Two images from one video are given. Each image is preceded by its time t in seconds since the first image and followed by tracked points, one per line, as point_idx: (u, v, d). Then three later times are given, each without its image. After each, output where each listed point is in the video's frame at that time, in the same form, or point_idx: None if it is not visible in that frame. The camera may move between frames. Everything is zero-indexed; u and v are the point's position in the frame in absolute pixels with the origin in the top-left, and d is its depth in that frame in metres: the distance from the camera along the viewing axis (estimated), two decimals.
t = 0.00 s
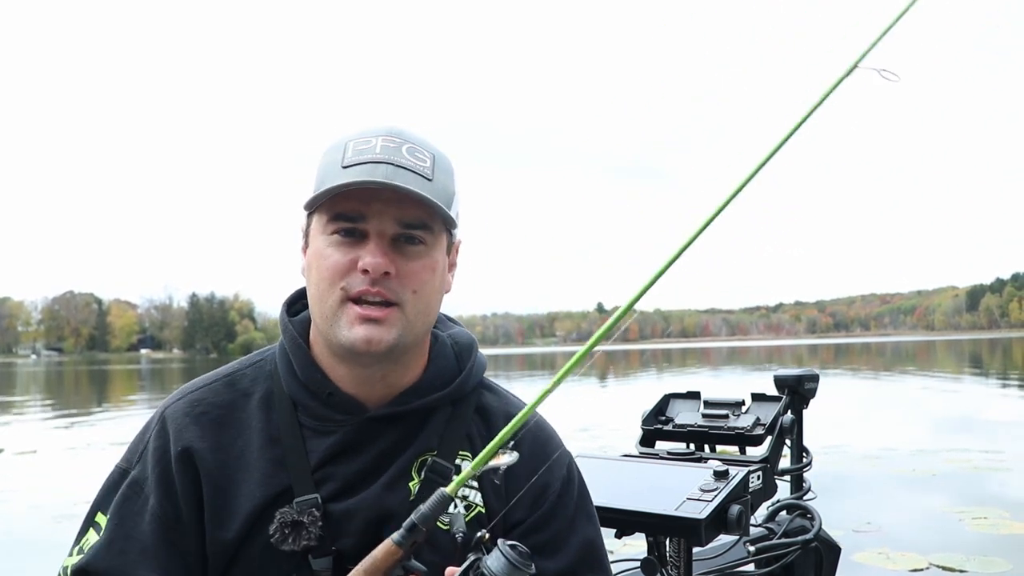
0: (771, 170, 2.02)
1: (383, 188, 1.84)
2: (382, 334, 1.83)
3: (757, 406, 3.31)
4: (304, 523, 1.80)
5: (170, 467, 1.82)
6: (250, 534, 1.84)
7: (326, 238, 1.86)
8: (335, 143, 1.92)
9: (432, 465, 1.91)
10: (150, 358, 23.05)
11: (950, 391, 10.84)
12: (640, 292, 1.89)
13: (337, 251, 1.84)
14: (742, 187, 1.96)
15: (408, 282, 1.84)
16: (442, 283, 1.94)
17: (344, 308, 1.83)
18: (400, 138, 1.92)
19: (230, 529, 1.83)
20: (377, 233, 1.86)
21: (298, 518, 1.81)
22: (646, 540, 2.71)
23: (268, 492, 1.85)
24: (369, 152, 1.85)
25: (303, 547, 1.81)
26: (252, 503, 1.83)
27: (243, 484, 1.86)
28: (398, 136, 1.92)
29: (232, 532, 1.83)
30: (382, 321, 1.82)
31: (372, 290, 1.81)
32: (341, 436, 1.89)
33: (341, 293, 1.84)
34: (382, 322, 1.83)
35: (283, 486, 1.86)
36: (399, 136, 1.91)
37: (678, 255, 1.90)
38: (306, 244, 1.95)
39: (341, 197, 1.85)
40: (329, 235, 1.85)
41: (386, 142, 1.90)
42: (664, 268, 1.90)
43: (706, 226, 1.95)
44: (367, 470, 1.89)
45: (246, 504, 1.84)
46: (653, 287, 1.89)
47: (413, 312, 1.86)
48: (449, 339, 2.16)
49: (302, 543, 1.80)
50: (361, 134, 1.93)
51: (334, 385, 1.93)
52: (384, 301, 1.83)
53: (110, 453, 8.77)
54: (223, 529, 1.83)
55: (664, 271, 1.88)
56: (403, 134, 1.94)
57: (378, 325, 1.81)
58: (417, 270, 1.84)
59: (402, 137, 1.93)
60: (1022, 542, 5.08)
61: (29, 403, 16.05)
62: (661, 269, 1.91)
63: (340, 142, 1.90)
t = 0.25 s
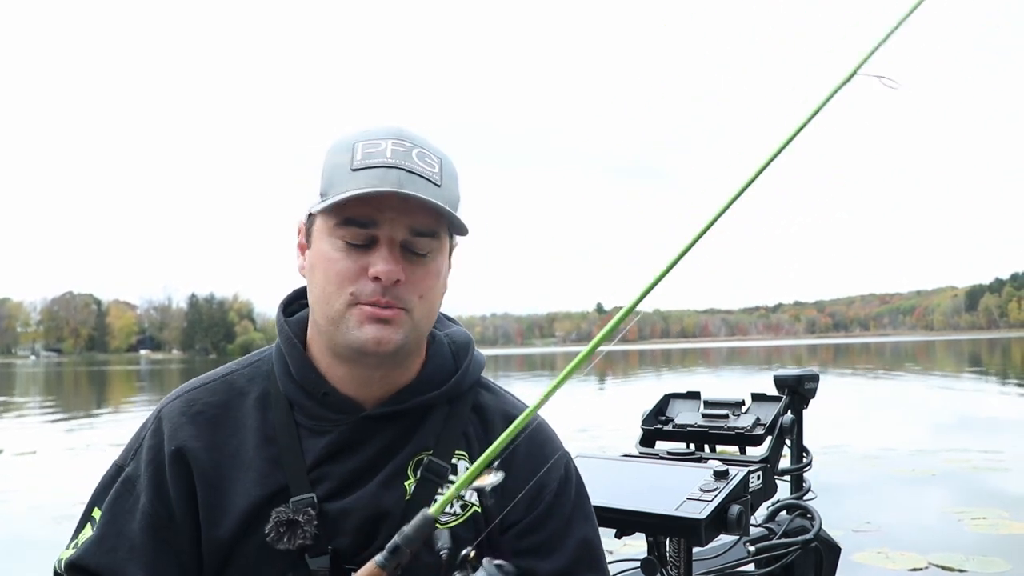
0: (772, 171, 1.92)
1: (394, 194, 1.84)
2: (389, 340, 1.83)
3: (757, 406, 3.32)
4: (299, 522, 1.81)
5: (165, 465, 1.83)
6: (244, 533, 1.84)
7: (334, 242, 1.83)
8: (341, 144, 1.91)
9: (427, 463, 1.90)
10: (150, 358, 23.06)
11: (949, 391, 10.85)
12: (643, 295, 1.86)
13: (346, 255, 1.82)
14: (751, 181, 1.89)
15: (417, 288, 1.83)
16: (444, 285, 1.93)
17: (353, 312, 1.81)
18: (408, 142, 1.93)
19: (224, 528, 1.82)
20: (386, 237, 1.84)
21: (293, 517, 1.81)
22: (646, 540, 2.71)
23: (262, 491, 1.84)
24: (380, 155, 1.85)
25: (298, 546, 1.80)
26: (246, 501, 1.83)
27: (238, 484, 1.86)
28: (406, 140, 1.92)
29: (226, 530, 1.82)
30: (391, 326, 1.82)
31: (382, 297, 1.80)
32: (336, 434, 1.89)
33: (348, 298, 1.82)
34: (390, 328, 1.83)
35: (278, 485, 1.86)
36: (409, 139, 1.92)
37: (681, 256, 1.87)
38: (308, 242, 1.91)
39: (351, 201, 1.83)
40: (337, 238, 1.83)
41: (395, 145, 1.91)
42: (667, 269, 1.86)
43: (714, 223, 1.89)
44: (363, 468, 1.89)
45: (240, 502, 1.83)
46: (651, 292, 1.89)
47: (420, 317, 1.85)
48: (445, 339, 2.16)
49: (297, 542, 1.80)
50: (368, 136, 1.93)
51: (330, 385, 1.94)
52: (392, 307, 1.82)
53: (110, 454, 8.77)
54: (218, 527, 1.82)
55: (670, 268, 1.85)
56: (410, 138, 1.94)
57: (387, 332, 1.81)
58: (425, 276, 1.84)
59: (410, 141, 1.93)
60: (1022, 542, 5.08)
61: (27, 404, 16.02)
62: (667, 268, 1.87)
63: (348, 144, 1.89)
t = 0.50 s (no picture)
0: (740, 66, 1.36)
1: (391, 197, 1.82)
2: (383, 343, 1.83)
3: (757, 406, 3.31)
4: (289, 517, 1.78)
5: (161, 466, 1.84)
6: (239, 531, 1.84)
7: (329, 243, 1.81)
8: (338, 147, 1.89)
9: (414, 456, 1.86)
10: (151, 359, 23.12)
11: (947, 391, 10.86)
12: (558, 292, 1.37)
13: (342, 257, 1.80)
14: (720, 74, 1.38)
15: (411, 292, 1.83)
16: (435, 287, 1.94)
17: (348, 314, 1.80)
18: (406, 146, 1.91)
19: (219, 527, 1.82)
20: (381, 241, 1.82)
21: (284, 512, 1.79)
22: (646, 540, 2.71)
23: (254, 488, 1.84)
24: (378, 159, 1.83)
25: (290, 541, 1.78)
26: (239, 499, 1.83)
27: (231, 482, 1.86)
28: (403, 144, 1.91)
29: (220, 529, 1.82)
30: (384, 330, 1.82)
31: (378, 301, 1.80)
32: (325, 430, 1.89)
33: (343, 299, 1.81)
34: (383, 330, 1.83)
35: (269, 482, 1.86)
36: (406, 142, 1.91)
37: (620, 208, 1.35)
38: (302, 240, 1.89)
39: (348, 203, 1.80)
40: (333, 240, 1.81)
41: (392, 149, 1.89)
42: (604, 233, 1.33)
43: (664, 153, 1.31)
44: (352, 463, 1.89)
45: (233, 501, 1.83)
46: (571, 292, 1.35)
47: (412, 320, 1.86)
48: (431, 336, 2.15)
49: (288, 537, 1.78)
50: (365, 139, 1.91)
51: (318, 381, 1.93)
52: (387, 310, 1.82)
53: (110, 456, 8.77)
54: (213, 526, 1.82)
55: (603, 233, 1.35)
56: (407, 142, 1.93)
57: (382, 336, 1.80)
58: (420, 280, 1.83)
59: (408, 145, 1.92)
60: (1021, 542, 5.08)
61: (26, 405, 16.02)
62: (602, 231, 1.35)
63: (345, 147, 1.88)
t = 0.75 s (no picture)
0: None
1: (368, 193, 1.83)
2: (363, 337, 1.84)
3: (757, 406, 3.31)
4: (285, 508, 1.78)
5: (159, 467, 1.84)
6: (236, 526, 1.83)
7: (311, 239, 1.84)
8: (316, 145, 1.90)
9: (405, 446, 1.86)
10: (150, 359, 23.11)
11: (946, 390, 10.87)
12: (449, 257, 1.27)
13: (323, 252, 1.82)
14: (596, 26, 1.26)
15: (390, 286, 1.84)
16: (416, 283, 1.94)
17: (329, 308, 1.82)
18: (384, 143, 1.91)
19: (217, 522, 1.82)
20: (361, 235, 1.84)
21: (279, 504, 1.78)
22: (646, 540, 2.71)
23: (250, 483, 1.84)
24: (355, 156, 1.84)
25: (286, 532, 1.78)
26: (235, 495, 1.83)
27: (227, 477, 1.86)
28: (381, 142, 1.91)
29: (219, 525, 1.82)
30: (364, 323, 1.83)
31: (359, 294, 1.81)
32: (315, 422, 1.89)
33: (324, 293, 1.82)
34: (364, 323, 1.84)
35: (263, 476, 1.85)
36: (384, 140, 1.91)
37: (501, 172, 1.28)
38: (286, 238, 1.91)
39: (326, 198, 1.82)
40: (314, 235, 1.83)
41: (370, 147, 1.89)
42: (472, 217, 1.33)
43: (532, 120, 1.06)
44: (344, 454, 1.88)
45: (229, 496, 1.83)
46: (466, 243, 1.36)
47: (393, 314, 1.87)
48: (417, 329, 2.12)
49: (284, 529, 1.78)
50: (343, 137, 1.91)
51: (307, 374, 1.93)
52: (368, 303, 1.83)
53: (109, 456, 8.76)
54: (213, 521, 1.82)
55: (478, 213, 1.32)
56: (386, 140, 1.93)
57: (362, 329, 1.81)
58: (400, 274, 1.85)
59: (387, 142, 1.92)
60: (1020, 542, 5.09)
61: (25, 405, 16.01)
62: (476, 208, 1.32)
63: (324, 145, 1.88)
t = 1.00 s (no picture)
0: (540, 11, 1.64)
1: (343, 190, 1.84)
2: (341, 332, 1.84)
3: (757, 406, 3.31)
4: (275, 501, 1.78)
5: (151, 463, 1.84)
6: (227, 520, 1.83)
7: (290, 237, 1.86)
8: (295, 146, 1.91)
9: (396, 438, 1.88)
10: (149, 357, 23.07)
11: (945, 390, 10.89)
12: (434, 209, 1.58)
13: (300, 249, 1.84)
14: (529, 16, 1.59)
15: (366, 280, 1.84)
16: (399, 277, 1.94)
17: (306, 304, 1.83)
18: (362, 143, 1.91)
19: (208, 516, 1.81)
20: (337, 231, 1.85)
21: (270, 496, 1.79)
22: (646, 540, 2.71)
23: (240, 477, 1.84)
24: (330, 155, 1.84)
25: (277, 524, 1.78)
26: (225, 489, 1.82)
27: (218, 472, 1.85)
28: (359, 141, 1.91)
29: (210, 519, 1.81)
30: (341, 318, 1.83)
31: (335, 289, 1.82)
32: (305, 415, 1.88)
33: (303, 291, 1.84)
34: (342, 319, 1.84)
35: (253, 470, 1.84)
36: (362, 139, 1.91)
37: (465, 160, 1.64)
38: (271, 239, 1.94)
39: (303, 196, 1.84)
40: (292, 233, 1.85)
41: (348, 146, 1.89)
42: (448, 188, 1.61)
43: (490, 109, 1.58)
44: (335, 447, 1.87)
45: (220, 490, 1.83)
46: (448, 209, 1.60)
47: (372, 308, 1.86)
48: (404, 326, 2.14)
49: (275, 521, 1.78)
50: (322, 138, 1.92)
51: (297, 369, 1.94)
52: (345, 298, 1.83)
53: (109, 454, 8.75)
54: (204, 515, 1.81)
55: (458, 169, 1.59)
56: (364, 139, 1.93)
57: (339, 324, 1.82)
58: (376, 269, 1.84)
59: (364, 142, 1.92)
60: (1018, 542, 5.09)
61: (24, 402, 15.98)
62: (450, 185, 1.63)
63: (302, 145, 1.89)
